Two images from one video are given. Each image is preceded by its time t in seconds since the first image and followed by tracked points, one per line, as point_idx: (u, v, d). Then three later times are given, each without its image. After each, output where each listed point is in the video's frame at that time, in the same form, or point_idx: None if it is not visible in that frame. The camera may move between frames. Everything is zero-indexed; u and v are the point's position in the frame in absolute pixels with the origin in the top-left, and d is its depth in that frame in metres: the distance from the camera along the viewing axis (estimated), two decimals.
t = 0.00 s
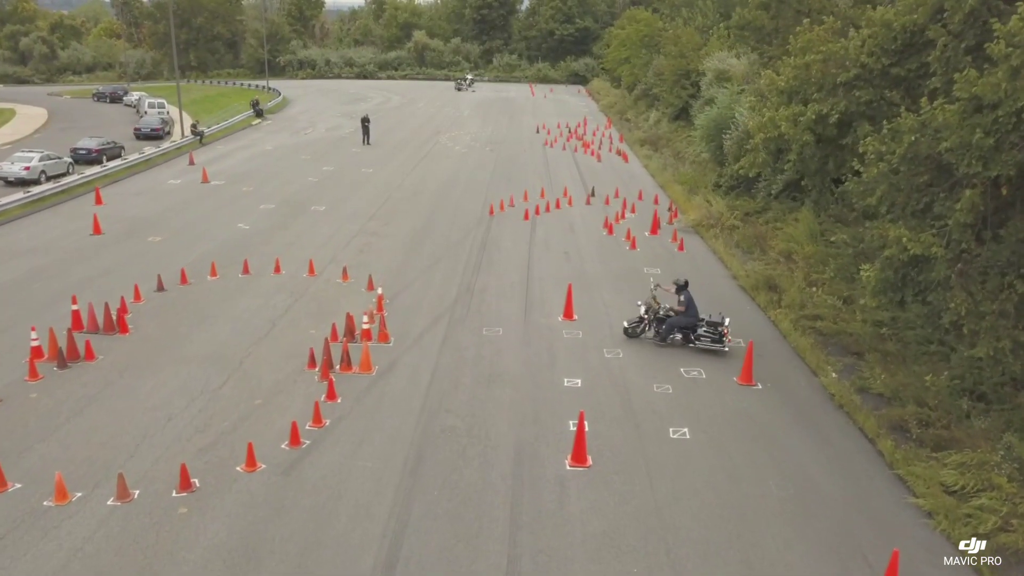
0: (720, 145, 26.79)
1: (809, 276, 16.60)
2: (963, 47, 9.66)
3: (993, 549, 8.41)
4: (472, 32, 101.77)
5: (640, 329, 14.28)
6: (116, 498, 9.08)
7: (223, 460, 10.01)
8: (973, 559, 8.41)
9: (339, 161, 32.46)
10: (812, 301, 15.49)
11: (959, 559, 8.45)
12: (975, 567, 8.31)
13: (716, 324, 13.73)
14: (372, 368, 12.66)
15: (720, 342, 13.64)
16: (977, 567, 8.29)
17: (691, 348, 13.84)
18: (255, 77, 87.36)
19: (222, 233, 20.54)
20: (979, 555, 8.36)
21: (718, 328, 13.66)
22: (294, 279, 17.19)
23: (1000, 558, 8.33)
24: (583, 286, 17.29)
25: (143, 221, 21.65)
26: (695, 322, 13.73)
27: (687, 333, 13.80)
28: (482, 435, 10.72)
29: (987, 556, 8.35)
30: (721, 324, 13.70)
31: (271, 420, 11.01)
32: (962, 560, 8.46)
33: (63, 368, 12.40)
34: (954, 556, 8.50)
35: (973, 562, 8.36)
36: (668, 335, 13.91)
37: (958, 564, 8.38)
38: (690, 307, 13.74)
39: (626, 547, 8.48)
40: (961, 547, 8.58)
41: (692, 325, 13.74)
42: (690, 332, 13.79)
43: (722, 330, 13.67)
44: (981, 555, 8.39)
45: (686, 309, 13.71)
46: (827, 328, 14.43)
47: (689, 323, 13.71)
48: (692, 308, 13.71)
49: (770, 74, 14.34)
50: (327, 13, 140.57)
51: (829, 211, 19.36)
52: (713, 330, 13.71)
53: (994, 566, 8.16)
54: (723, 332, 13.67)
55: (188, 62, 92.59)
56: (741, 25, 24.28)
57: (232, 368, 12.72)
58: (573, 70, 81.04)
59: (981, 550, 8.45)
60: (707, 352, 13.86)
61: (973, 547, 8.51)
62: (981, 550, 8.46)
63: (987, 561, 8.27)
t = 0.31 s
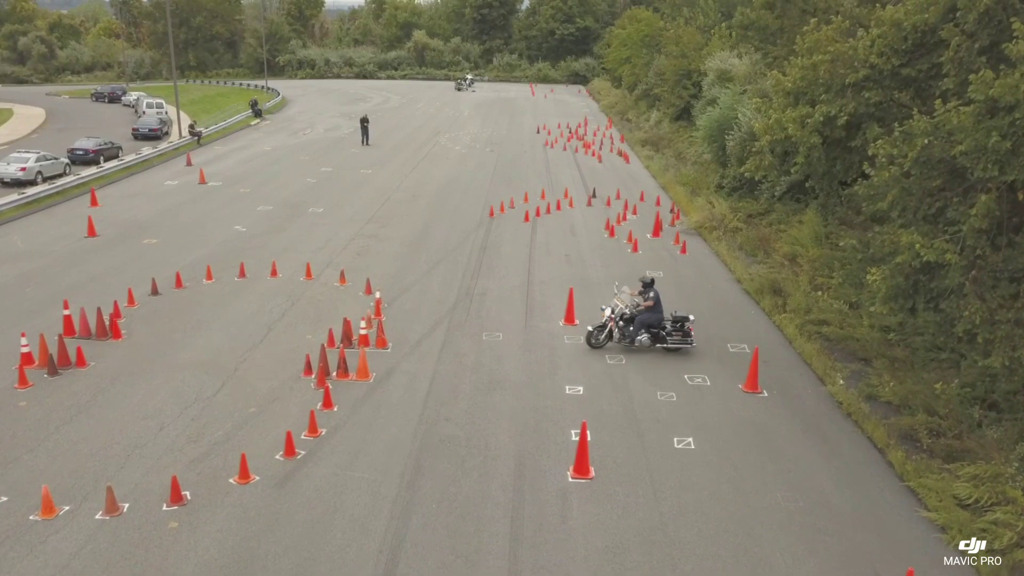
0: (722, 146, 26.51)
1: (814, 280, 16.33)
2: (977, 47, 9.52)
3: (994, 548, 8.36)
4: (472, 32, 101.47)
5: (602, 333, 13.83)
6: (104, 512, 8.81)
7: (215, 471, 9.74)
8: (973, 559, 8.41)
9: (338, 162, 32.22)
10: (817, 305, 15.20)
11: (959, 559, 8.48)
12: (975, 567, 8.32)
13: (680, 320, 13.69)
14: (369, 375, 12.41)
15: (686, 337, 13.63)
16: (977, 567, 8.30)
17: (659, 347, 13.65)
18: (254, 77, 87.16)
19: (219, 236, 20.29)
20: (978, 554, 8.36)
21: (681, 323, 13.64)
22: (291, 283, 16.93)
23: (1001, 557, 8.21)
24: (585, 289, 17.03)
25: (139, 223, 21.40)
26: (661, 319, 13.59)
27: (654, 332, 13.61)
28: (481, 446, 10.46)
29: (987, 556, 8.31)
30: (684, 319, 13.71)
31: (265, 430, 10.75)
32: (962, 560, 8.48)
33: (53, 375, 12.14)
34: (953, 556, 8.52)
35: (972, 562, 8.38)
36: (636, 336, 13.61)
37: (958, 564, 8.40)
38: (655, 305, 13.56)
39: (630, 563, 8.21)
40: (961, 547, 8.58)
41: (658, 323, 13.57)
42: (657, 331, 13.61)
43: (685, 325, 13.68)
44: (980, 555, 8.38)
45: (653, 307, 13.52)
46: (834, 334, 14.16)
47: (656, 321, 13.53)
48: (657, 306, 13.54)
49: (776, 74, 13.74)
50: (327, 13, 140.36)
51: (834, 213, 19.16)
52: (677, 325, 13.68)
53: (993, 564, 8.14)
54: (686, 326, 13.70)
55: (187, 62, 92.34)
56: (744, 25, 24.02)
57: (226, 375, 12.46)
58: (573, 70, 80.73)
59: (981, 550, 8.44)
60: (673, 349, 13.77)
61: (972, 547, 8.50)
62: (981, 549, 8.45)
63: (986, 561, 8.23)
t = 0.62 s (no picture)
0: (726, 146, 26.11)
1: (821, 285, 15.97)
2: (997, 46, 9.27)
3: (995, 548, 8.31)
4: (472, 32, 101.05)
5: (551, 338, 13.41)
6: (87, 532, 8.42)
7: (204, 488, 9.37)
8: (973, 559, 8.40)
9: (336, 163, 31.85)
10: (825, 311, 14.82)
11: (958, 559, 8.47)
12: (974, 567, 8.32)
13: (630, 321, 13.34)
14: (365, 385, 12.04)
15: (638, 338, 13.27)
16: (977, 567, 8.30)
17: (611, 349, 13.27)
18: (253, 77, 86.76)
19: (214, 239, 19.92)
20: (978, 554, 8.36)
21: (632, 324, 13.30)
22: (286, 288, 16.55)
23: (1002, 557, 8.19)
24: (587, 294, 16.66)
25: (132, 226, 21.02)
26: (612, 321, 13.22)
27: (606, 334, 13.23)
28: (481, 460, 10.09)
29: (987, 556, 8.30)
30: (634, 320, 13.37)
31: (257, 444, 10.38)
32: (962, 560, 8.47)
33: (39, 385, 11.77)
34: (953, 556, 8.52)
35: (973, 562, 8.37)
36: (587, 339, 13.22)
37: (957, 564, 8.40)
38: (605, 306, 13.20)
39: None
40: (961, 547, 8.57)
41: (610, 324, 13.20)
42: (609, 333, 13.23)
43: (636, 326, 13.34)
44: (980, 555, 8.36)
45: (603, 307, 13.15)
46: (843, 341, 13.78)
47: (607, 322, 13.16)
48: (607, 307, 13.18)
49: (784, 73, 13.18)
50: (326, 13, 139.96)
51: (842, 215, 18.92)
52: (629, 326, 13.33)
53: (995, 565, 8.13)
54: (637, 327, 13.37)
55: (186, 62, 91.95)
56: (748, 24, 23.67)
57: (218, 385, 12.08)
58: (574, 70, 80.29)
59: (981, 549, 8.43)
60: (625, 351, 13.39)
61: (972, 546, 8.49)
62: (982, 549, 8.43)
63: (987, 561, 8.22)
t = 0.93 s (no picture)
0: (729, 147, 25.80)
1: (828, 289, 15.67)
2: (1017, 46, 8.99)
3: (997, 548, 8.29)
4: (472, 31, 100.68)
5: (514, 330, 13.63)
6: (70, 550, 8.11)
7: (194, 503, 9.05)
8: (973, 559, 8.39)
9: (335, 163, 31.53)
10: (832, 317, 14.51)
11: (959, 559, 8.46)
12: (975, 567, 8.31)
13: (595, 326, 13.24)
14: (361, 395, 11.70)
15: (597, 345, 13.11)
16: (977, 567, 8.30)
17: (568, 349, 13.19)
18: (252, 77, 86.50)
19: (209, 242, 19.61)
20: (979, 555, 8.33)
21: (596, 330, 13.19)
22: (281, 293, 16.23)
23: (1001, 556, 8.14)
24: (588, 298, 16.33)
25: (126, 229, 20.70)
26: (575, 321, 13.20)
27: (566, 333, 13.20)
28: (480, 473, 9.78)
29: (987, 556, 8.31)
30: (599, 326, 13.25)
31: (249, 456, 10.07)
32: (962, 559, 8.46)
33: (26, 394, 11.46)
34: (953, 556, 8.50)
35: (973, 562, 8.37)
36: (547, 337, 13.28)
37: (957, 564, 8.39)
38: (572, 305, 13.25)
39: None
40: (961, 547, 8.55)
41: (571, 324, 13.18)
42: (568, 332, 13.19)
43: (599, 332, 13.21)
44: (980, 555, 8.35)
45: (568, 306, 13.19)
46: (851, 348, 13.47)
47: (568, 321, 13.16)
48: (573, 306, 13.21)
49: (792, 73, 12.81)
50: (326, 13, 139.62)
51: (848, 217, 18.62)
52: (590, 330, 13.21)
53: (995, 565, 8.11)
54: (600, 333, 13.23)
55: (184, 62, 91.64)
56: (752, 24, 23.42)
57: (209, 394, 11.74)
58: (574, 70, 79.93)
59: (981, 549, 8.41)
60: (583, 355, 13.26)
61: (972, 546, 8.47)
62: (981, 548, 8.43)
63: (988, 561, 8.20)
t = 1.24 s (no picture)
0: (731, 149, 25.52)
1: (834, 294, 15.39)
2: None
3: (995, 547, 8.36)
4: (472, 31, 100.34)
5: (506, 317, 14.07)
6: (52, 571, 7.79)
7: (182, 520, 8.74)
8: (973, 559, 8.43)
9: (333, 164, 31.21)
10: (839, 323, 14.20)
11: (958, 559, 8.48)
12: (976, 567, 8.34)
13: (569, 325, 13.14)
14: (356, 404, 11.40)
15: (562, 341, 13.02)
16: (977, 567, 8.33)
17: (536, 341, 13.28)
18: (251, 77, 86.18)
19: (205, 245, 19.30)
20: (979, 555, 8.36)
21: (567, 328, 13.08)
22: (276, 298, 15.90)
23: (1001, 557, 8.16)
24: (589, 303, 16.01)
25: (120, 232, 20.39)
26: (551, 316, 13.26)
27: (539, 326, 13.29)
28: (478, 488, 9.47)
29: (987, 556, 8.33)
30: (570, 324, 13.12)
31: (240, 470, 9.75)
32: (962, 560, 8.48)
33: (12, 404, 11.14)
34: (953, 556, 8.52)
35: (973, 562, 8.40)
36: (524, 328, 13.56)
37: (957, 564, 8.40)
38: (553, 300, 13.36)
39: None
40: (961, 547, 8.58)
41: (546, 317, 13.25)
42: (540, 325, 13.28)
43: (569, 331, 13.07)
44: (980, 555, 8.40)
45: (548, 300, 13.34)
46: (859, 355, 13.17)
47: (544, 313, 13.26)
48: (553, 302, 13.32)
49: (800, 74, 12.48)
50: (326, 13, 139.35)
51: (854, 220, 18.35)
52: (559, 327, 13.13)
53: (996, 565, 8.13)
54: (569, 332, 13.08)
55: (183, 62, 91.31)
56: (755, 24, 23.18)
57: (201, 404, 11.42)
58: (574, 70, 79.62)
59: (981, 549, 8.44)
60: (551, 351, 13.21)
61: (972, 546, 8.50)
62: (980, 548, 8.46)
63: (989, 561, 8.20)
